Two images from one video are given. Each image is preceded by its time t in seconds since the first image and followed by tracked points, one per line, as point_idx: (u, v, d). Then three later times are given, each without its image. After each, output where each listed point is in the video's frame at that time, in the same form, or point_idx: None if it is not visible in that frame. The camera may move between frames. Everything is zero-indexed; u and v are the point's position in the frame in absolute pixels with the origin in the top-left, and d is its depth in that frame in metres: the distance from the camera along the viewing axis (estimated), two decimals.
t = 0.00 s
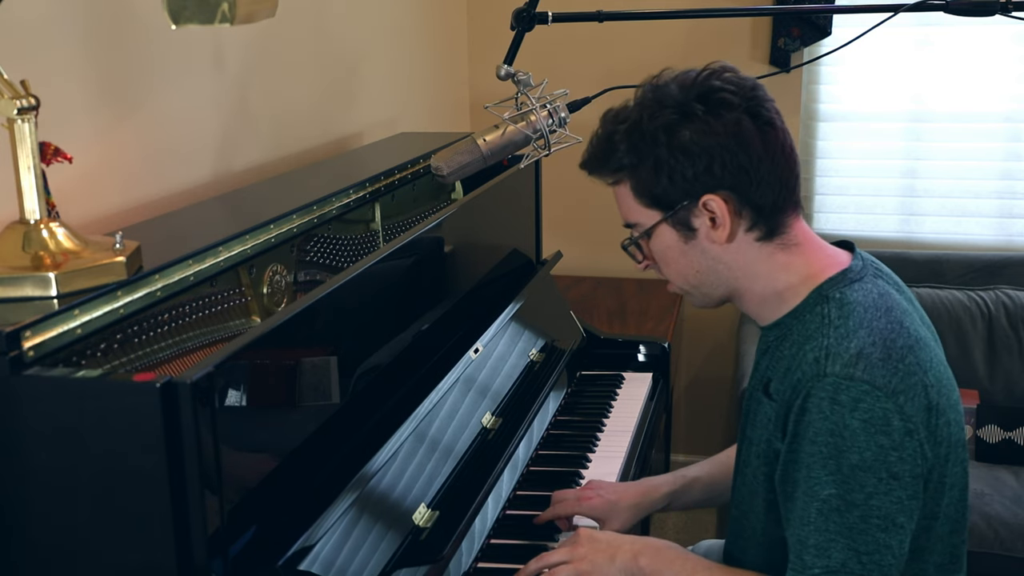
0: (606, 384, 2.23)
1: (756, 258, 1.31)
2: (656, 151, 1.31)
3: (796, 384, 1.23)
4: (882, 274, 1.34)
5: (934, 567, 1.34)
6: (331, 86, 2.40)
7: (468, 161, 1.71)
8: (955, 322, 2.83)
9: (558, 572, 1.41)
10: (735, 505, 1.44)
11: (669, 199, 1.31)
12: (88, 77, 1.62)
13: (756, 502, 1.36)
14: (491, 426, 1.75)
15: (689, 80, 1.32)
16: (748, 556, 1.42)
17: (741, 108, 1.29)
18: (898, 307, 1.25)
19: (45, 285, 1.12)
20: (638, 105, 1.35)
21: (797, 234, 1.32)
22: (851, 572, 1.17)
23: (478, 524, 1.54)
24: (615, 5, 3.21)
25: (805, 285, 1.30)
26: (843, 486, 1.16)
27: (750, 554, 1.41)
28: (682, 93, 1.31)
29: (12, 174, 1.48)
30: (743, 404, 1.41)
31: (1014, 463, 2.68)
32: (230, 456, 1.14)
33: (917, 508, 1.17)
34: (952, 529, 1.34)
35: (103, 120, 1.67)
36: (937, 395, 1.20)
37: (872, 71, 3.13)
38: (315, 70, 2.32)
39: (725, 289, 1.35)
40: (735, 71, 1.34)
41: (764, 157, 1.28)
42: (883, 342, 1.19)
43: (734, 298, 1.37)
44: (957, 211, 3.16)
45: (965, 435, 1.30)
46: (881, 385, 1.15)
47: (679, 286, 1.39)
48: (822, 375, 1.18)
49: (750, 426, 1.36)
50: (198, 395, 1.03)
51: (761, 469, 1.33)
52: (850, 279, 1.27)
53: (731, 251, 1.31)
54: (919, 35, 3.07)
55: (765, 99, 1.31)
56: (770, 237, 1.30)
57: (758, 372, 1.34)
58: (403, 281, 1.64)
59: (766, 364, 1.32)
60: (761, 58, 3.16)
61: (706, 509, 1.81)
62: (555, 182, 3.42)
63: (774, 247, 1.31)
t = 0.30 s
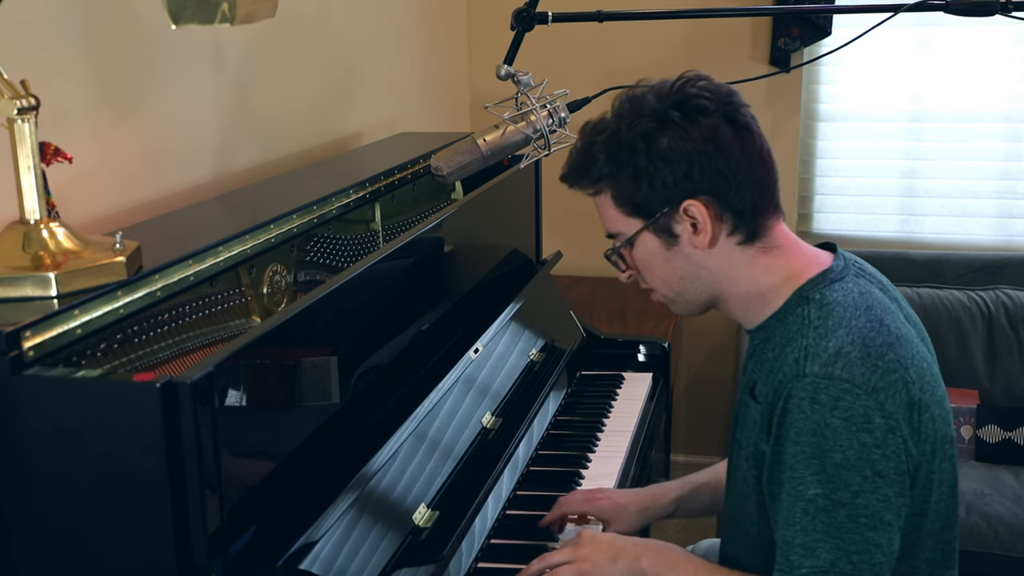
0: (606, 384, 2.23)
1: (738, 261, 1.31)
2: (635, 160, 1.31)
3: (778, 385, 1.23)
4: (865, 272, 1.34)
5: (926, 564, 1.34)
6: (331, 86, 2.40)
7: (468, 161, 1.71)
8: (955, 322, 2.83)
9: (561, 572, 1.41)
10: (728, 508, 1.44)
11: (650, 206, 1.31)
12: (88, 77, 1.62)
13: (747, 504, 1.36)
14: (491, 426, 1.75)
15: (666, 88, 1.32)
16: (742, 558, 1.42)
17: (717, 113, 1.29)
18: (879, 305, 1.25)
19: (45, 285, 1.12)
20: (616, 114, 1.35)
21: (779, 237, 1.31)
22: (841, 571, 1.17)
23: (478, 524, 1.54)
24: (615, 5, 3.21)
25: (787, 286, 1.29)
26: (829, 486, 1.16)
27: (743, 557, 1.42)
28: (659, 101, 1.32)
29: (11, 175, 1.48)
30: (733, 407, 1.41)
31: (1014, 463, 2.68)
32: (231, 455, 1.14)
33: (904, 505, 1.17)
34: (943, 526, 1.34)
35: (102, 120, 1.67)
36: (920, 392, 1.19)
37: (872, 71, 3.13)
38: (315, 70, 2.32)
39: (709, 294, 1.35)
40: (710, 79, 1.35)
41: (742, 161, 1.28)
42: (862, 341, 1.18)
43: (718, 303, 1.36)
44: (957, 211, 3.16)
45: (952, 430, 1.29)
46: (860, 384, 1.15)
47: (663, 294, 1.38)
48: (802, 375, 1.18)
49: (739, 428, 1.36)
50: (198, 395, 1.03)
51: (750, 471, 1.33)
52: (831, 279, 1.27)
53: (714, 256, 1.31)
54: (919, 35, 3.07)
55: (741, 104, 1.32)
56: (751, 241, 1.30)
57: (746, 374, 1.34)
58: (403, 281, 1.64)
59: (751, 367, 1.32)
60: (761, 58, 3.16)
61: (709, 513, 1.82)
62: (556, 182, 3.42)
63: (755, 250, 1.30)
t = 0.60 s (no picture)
0: (606, 384, 2.23)
1: (734, 261, 1.31)
2: (632, 158, 1.31)
3: (773, 385, 1.23)
4: (858, 271, 1.34)
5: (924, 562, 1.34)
6: (331, 86, 2.40)
7: (468, 161, 1.71)
8: (955, 322, 2.83)
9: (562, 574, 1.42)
10: (726, 508, 1.43)
11: (647, 205, 1.31)
12: (88, 77, 1.62)
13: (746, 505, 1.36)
14: (491, 426, 1.75)
15: (661, 89, 1.33)
16: (741, 559, 1.42)
17: (714, 113, 1.30)
18: (873, 303, 1.25)
19: (45, 285, 1.12)
20: (611, 115, 1.35)
21: (774, 237, 1.32)
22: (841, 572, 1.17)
23: (478, 524, 1.54)
24: (615, 5, 3.21)
25: (782, 285, 1.29)
26: (826, 486, 1.16)
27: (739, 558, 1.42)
28: (655, 101, 1.32)
29: (11, 175, 1.48)
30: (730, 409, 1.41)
31: (1014, 463, 2.68)
32: (231, 455, 1.14)
33: (902, 504, 1.17)
34: (941, 523, 1.34)
35: (102, 121, 1.67)
36: (915, 390, 1.19)
37: (872, 71, 3.13)
38: (315, 70, 2.32)
39: (704, 294, 1.34)
40: (703, 80, 1.35)
41: (739, 160, 1.28)
42: (856, 340, 1.18)
43: (713, 304, 1.36)
44: (957, 211, 3.16)
45: (948, 427, 1.29)
46: (856, 383, 1.15)
47: (657, 295, 1.38)
48: (797, 375, 1.18)
49: (734, 429, 1.36)
50: (198, 395, 1.03)
51: (748, 473, 1.32)
52: (824, 279, 1.27)
53: (710, 256, 1.31)
54: (919, 35, 3.07)
55: (736, 105, 1.33)
56: (747, 240, 1.30)
57: (740, 375, 1.34)
58: (403, 281, 1.64)
59: (746, 367, 1.32)
60: (761, 58, 3.16)
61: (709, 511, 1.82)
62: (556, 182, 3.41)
63: (751, 250, 1.30)
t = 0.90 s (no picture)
0: (606, 384, 2.23)
1: (730, 264, 1.31)
2: (626, 162, 1.31)
3: (769, 387, 1.23)
4: (855, 273, 1.34)
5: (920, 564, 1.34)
6: (331, 86, 2.40)
7: (468, 161, 1.71)
8: (955, 322, 2.83)
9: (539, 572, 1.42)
10: (724, 509, 1.44)
11: (642, 209, 1.31)
12: (88, 77, 1.62)
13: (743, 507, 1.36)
14: (491, 426, 1.75)
15: (655, 91, 1.33)
16: (738, 560, 1.42)
17: (708, 115, 1.30)
18: (870, 305, 1.25)
19: (45, 285, 1.12)
20: (605, 118, 1.35)
21: (769, 239, 1.32)
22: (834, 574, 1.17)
23: (478, 524, 1.54)
24: (615, 5, 3.21)
25: (777, 288, 1.29)
26: (820, 489, 1.16)
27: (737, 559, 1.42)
28: (649, 104, 1.32)
29: (11, 175, 1.48)
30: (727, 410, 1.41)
31: (1014, 463, 2.68)
32: (231, 455, 1.14)
33: (897, 507, 1.17)
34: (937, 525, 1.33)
35: (102, 121, 1.67)
36: (911, 392, 1.19)
37: (872, 71, 3.13)
38: (315, 69, 2.32)
39: (701, 297, 1.35)
40: (696, 82, 1.35)
41: (733, 162, 1.28)
42: (852, 342, 1.18)
43: (709, 307, 1.36)
44: (957, 211, 3.17)
45: (945, 429, 1.29)
46: (851, 386, 1.15)
47: (654, 299, 1.38)
48: (792, 377, 1.17)
49: (732, 431, 1.36)
50: (198, 395, 1.03)
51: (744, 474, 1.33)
52: (820, 281, 1.26)
53: (706, 258, 1.31)
54: (919, 35, 3.07)
55: (729, 107, 1.33)
56: (743, 243, 1.30)
57: (737, 377, 1.34)
58: (403, 281, 1.64)
59: (742, 369, 1.31)
60: (761, 58, 3.16)
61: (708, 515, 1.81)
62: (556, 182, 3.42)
63: (747, 252, 1.30)
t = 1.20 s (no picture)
0: (606, 384, 2.23)
1: (714, 274, 1.30)
2: (606, 175, 1.29)
3: (758, 400, 1.22)
4: (842, 277, 1.33)
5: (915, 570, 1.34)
6: (331, 86, 2.40)
7: (468, 161, 1.71)
8: (955, 322, 2.83)
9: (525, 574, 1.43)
10: (718, 522, 1.43)
11: (623, 222, 1.30)
12: (88, 77, 1.62)
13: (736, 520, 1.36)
14: (491, 426, 1.75)
15: (633, 103, 1.31)
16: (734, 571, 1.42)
17: (687, 126, 1.28)
18: (856, 313, 1.24)
19: (45, 285, 1.12)
20: (585, 132, 1.34)
21: (753, 247, 1.31)
22: None
23: (478, 524, 1.54)
24: (615, 5, 3.21)
25: (762, 297, 1.28)
26: (817, 502, 1.15)
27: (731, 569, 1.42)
28: (628, 116, 1.30)
29: (11, 175, 1.48)
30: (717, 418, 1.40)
31: (1014, 463, 2.68)
32: (232, 455, 1.14)
33: (893, 515, 1.16)
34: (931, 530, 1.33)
35: (101, 121, 1.67)
36: (901, 400, 1.19)
37: (872, 71, 3.13)
38: (315, 69, 2.32)
39: (687, 306, 1.34)
40: (675, 91, 1.33)
41: (714, 172, 1.26)
42: (840, 352, 1.18)
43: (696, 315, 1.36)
44: (957, 211, 3.17)
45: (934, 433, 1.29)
46: (840, 397, 1.14)
47: (641, 309, 1.38)
48: (781, 391, 1.17)
49: (722, 441, 1.35)
50: (199, 395, 1.03)
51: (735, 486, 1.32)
52: (808, 288, 1.26)
53: (690, 269, 1.30)
54: (919, 35, 3.07)
55: (709, 116, 1.30)
56: (727, 252, 1.29)
57: (726, 386, 1.32)
58: (403, 281, 1.64)
59: (732, 378, 1.30)
60: (761, 58, 3.16)
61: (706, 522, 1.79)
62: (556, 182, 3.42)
63: (731, 261, 1.30)
